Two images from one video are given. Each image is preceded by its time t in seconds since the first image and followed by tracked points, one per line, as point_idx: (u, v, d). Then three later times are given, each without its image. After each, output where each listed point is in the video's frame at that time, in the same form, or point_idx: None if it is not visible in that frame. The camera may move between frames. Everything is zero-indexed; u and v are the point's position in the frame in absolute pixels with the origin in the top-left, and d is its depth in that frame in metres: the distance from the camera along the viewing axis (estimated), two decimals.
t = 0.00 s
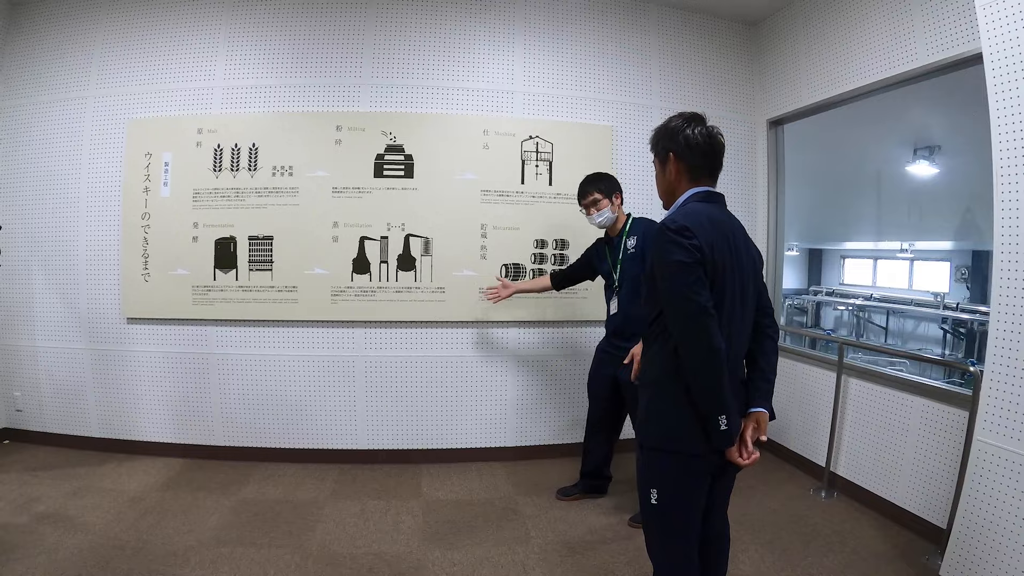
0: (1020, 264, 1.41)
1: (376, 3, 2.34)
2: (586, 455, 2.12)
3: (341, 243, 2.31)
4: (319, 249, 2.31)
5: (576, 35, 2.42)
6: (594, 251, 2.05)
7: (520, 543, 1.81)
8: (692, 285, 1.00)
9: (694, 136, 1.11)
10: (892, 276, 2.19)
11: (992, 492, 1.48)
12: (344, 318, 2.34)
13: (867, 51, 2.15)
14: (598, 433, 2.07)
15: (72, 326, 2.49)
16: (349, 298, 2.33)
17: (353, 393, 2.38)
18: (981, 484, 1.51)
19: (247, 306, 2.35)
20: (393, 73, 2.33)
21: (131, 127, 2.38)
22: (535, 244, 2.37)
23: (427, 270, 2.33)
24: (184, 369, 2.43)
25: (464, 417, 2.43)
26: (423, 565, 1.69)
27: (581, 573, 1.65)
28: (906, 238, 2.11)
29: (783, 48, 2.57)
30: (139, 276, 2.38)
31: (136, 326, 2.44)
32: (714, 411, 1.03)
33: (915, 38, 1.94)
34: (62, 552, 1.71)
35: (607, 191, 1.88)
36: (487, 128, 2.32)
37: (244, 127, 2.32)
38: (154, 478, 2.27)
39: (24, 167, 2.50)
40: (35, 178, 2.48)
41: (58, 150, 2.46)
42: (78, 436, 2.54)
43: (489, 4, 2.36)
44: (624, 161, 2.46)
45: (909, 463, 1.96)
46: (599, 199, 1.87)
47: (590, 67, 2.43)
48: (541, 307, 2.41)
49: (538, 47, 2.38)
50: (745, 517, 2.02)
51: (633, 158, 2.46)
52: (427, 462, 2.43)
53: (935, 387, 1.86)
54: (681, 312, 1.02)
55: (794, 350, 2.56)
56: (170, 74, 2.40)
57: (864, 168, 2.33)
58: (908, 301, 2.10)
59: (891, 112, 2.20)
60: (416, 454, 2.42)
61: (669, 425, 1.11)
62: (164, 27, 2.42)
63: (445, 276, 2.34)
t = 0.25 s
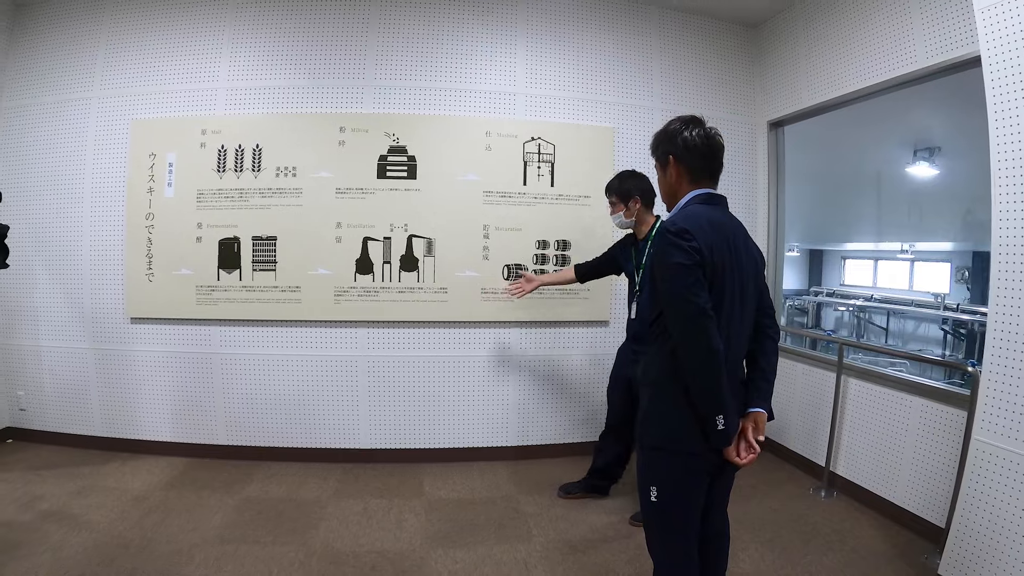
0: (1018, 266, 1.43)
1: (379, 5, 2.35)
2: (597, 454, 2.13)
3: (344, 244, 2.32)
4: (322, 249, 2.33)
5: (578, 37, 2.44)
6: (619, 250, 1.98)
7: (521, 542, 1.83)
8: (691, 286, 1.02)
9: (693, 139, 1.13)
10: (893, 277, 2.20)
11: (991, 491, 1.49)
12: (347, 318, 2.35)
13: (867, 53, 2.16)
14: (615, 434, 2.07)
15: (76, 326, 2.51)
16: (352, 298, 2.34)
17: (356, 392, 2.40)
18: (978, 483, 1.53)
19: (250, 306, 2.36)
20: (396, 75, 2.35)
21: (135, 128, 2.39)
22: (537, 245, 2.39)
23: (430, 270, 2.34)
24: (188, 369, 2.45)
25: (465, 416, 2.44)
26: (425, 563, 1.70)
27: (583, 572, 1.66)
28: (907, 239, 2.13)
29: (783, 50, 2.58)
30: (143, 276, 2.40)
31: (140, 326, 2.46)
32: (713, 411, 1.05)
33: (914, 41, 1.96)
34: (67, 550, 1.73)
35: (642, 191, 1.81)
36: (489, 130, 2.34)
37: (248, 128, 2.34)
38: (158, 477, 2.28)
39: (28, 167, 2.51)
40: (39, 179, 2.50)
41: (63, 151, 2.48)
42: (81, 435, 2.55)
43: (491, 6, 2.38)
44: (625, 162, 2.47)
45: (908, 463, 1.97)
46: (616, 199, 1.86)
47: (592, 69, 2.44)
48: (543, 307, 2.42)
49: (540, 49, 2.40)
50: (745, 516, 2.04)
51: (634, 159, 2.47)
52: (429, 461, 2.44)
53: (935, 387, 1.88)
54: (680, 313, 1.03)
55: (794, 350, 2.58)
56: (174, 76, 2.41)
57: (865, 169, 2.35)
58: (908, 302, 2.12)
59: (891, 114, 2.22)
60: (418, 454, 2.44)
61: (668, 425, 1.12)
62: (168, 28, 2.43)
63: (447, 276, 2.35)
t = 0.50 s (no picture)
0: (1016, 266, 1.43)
1: (379, 5, 2.36)
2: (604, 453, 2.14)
3: (345, 243, 2.33)
4: (323, 249, 2.33)
5: (578, 37, 2.44)
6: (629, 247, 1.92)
7: (521, 541, 1.83)
8: (687, 286, 1.02)
9: (690, 139, 1.14)
10: (893, 277, 2.20)
11: (990, 490, 1.50)
12: (348, 318, 2.36)
13: (867, 54, 2.17)
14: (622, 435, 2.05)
15: (77, 325, 2.51)
16: (353, 298, 2.35)
17: (356, 392, 2.40)
18: (977, 483, 1.53)
19: (251, 306, 2.37)
20: (397, 75, 2.35)
21: (137, 128, 2.40)
22: (537, 245, 2.39)
23: (430, 270, 2.35)
24: (188, 368, 2.45)
25: (466, 416, 2.44)
26: (425, 562, 1.71)
27: (582, 571, 1.67)
28: (907, 240, 2.13)
29: (783, 51, 2.59)
30: (145, 276, 2.40)
31: (141, 325, 2.46)
32: (710, 410, 1.05)
33: (914, 41, 1.97)
34: (68, 549, 1.73)
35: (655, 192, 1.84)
36: (490, 130, 2.35)
37: (249, 129, 2.34)
38: (159, 476, 2.29)
39: (30, 167, 2.52)
40: (41, 179, 2.50)
41: (64, 151, 2.49)
42: (82, 435, 2.56)
43: (491, 6, 2.38)
44: (626, 163, 2.48)
45: (908, 464, 1.97)
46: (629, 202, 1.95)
47: (592, 69, 2.45)
48: (543, 308, 2.43)
49: (540, 50, 2.41)
50: (745, 516, 2.04)
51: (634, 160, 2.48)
52: (429, 460, 2.44)
53: (934, 387, 1.88)
54: (676, 314, 1.04)
55: (794, 350, 2.58)
56: (175, 76, 2.42)
57: (866, 169, 2.35)
58: (909, 303, 2.12)
59: (892, 114, 2.22)
60: (419, 453, 2.44)
61: (667, 424, 1.13)
62: (169, 29, 2.44)
63: (448, 276, 2.36)
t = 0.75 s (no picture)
0: (1014, 267, 1.44)
1: (380, 5, 2.36)
2: (608, 452, 2.15)
3: (346, 243, 2.34)
4: (324, 249, 2.34)
5: (579, 38, 2.45)
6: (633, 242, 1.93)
7: (521, 540, 1.84)
8: (686, 286, 1.03)
9: (688, 140, 1.14)
10: (893, 278, 2.21)
11: (989, 490, 1.50)
12: (349, 318, 2.36)
13: (867, 55, 2.17)
14: (622, 435, 2.07)
15: (79, 324, 2.52)
16: (354, 298, 2.35)
17: (357, 392, 2.41)
18: (976, 482, 1.54)
19: (252, 305, 2.37)
20: (398, 76, 2.36)
21: (138, 129, 2.40)
22: (538, 245, 2.40)
23: (431, 270, 2.35)
24: (189, 368, 2.46)
25: (466, 416, 2.45)
26: (426, 562, 1.71)
27: (582, 570, 1.67)
28: (908, 240, 2.14)
29: (783, 51, 2.59)
30: (146, 275, 2.41)
31: (142, 325, 2.47)
32: (709, 410, 1.05)
33: (914, 41, 1.97)
34: (69, 547, 1.74)
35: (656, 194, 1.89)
36: (490, 130, 2.35)
37: (250, 129, 2.35)
38: (160, 475, 2.29)
39: (31, 167, 2.52)
40: (42, 179, 2.51)
41: (65, 151, 2.49)
42: (83, 434, 2.56)
43: (492, 7, 2.39)
44: (626, 163, 2.49)
45: (908, 463, 1.98)
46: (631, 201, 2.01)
47: (593, 70, 2.46)
48: (544, 308, 2.44)
49: (541, 50, 2.41)
50: (745, 516, 2.04)
51: (634, 160, 2.49)
52: (429, 460, 2.45)
53: (935, 387, 1.88)
54: (675, 313, 1.04)
55: (794, 351, 2.59)
56: (176, 76, 2.43)
57: (866, 170, 2.35)
58: (910, 303, 2.12)
59: (893, 115, 2.23)
60: (419, 453, 2.45)
61: (666, 424, 1.13)
62: (170, 29, 2.45)
63: (448, 276, 2.36)
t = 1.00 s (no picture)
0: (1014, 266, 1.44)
1: (381, 4, 2.36)
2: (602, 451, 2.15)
3: (346, 242, 2.34)
4: (324, 248, 2.34)
5: (579, 37, 2.45)
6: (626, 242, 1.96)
7: (521, 540, 1.83)
8: (685, 284, 1.03)
9: (686, 138, 1.14)
10: (895, 278, 2.21)
11: (989, 490, 1.50)
12: (349, 317, 2.36)
13: (868, 54, 2.17)
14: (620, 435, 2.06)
15: (79, 323, 2.52)
16: (353, 297, 2.35)
17: (357, 391, 2.41)
18: (977, 482, 1.53)
19: (252, 304, 2.37)
20: (398, 75, 2.36)
21: (138, 128, 2.40)
22: (537, 244, 2.40)
23: (431, 269, 2.35)
24: (189, 367, 2.46)
25: (466, 415, 2.45)
26: (425, 561, 1.71)
27: (581, 570, 1.67)
28: (909, 241, 2.13)
29: (783, 51, 2.59)
30: (146, 274, 2.41)
31: (142, 323, 2.47)
32: (708, 408, 1.05)
33: (915, 40, 1.97)
34: (68, 546, 1.74)
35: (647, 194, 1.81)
36: (490, 130, 2.35)
37: (249, 128, 2.35)
38: (159, 474, 2.29)
39: (31, 165, 2.53)
40: (42, 177, 2.51)
41: (66, 149, 2.49)
42: (82, 433, 2.56)
43: (493, 6, 2.39)
44: (626, 162, 2.48)
45: (908, 464, 1.97)
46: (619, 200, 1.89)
47: (593, 69, 2.45)
48: (544, 307, 2.43)
49: (541, 50, 2.41)
50: (744, 515, 2.04)
51: (634, 160, 2.48)
52: (429, 460, 2.45)
53: (935, 387, 1.88)
54: (673, 312, 1.04)
55: (794, 351, 2.59)
56: (177, 74, 2.43)
57: (867, 170, 2.35)
58: (911, 303, 2.12)
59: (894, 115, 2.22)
60: (419, 452, 2.44)
61: (664, 422, 1.13)
62: (171, 28, 2.45)
63: (448, 276, 2.36)
